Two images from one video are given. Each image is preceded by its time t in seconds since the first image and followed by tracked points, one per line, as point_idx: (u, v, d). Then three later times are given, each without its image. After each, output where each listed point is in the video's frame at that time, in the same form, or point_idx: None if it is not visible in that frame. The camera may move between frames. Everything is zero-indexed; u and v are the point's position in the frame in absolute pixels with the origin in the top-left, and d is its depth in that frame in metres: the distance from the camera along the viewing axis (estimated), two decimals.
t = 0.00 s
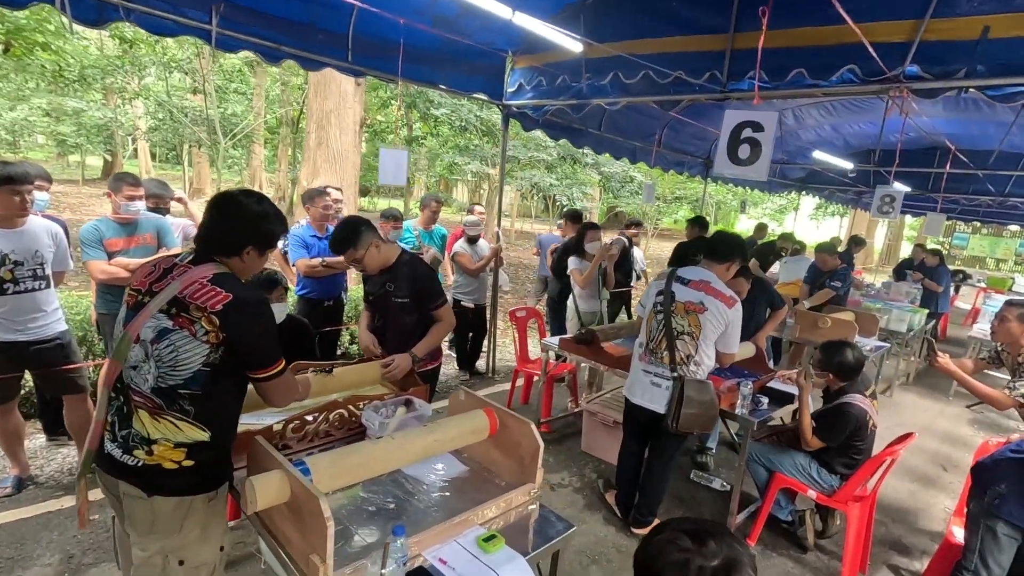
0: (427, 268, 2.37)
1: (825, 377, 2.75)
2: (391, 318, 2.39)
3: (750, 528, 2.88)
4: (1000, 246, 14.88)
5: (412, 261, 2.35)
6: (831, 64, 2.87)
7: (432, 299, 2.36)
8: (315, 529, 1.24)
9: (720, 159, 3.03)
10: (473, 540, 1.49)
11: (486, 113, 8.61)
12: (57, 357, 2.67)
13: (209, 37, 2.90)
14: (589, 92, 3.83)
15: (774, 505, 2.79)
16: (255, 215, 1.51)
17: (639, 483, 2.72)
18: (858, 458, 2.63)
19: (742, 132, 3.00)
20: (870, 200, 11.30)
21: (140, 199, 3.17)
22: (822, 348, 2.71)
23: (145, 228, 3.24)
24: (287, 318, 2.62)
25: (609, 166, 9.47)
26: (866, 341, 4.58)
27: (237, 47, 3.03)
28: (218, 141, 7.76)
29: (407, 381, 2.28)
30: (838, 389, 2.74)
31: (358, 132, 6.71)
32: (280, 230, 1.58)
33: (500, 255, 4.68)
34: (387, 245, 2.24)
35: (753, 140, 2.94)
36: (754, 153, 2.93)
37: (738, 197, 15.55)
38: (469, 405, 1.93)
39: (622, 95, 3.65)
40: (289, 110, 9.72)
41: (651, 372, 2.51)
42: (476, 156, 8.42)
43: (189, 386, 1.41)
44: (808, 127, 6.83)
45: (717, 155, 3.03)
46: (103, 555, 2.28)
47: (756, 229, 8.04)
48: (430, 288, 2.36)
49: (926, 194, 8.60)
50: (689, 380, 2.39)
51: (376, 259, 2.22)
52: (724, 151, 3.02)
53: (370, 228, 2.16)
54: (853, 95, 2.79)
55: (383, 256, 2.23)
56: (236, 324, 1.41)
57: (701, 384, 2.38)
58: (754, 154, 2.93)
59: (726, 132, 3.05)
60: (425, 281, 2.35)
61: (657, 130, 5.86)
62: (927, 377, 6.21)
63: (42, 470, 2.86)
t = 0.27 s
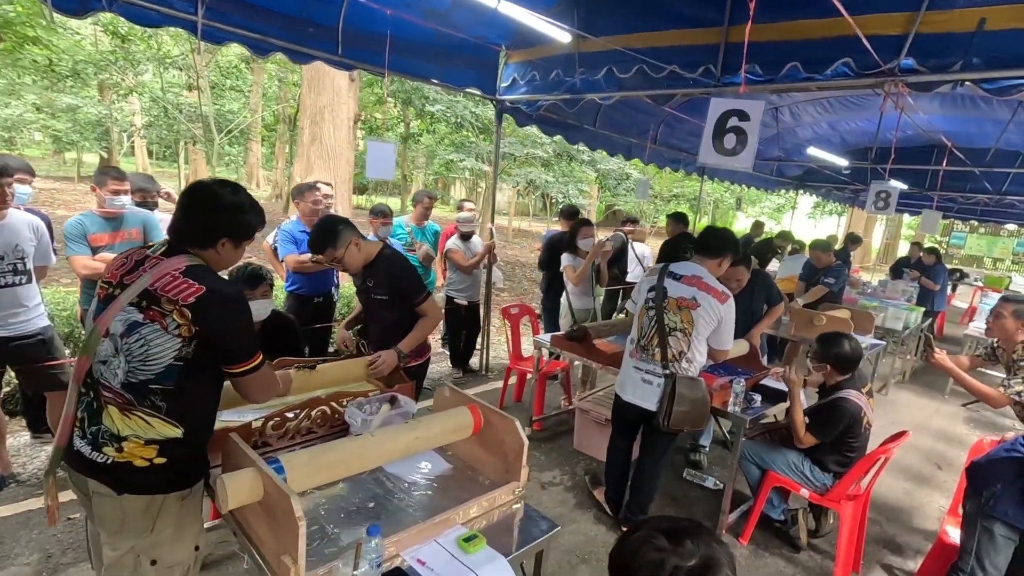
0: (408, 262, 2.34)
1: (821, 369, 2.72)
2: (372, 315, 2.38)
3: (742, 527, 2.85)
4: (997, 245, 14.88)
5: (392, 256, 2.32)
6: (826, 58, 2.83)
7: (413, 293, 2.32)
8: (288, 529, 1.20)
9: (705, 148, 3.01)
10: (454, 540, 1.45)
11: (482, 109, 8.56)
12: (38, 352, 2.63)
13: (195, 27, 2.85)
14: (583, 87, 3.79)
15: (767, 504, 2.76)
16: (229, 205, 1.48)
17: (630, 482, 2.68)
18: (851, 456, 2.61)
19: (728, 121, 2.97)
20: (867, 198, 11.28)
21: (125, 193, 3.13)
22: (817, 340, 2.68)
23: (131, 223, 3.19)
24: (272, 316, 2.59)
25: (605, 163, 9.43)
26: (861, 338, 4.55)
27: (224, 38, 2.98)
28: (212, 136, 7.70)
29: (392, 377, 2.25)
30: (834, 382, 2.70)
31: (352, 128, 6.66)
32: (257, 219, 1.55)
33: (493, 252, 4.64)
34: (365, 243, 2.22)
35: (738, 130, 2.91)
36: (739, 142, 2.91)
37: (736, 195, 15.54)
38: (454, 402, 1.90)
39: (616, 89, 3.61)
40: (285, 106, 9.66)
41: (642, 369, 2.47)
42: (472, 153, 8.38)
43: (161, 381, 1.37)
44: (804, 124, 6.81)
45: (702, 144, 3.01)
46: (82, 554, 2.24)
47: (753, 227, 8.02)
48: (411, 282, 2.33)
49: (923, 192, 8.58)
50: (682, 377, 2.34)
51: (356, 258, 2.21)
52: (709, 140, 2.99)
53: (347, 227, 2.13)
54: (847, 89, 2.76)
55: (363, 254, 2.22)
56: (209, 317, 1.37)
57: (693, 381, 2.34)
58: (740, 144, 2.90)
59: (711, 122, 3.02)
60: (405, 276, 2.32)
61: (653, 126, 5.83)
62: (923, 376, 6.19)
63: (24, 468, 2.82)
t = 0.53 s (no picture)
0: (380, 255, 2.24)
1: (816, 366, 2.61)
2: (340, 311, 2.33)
3: (730, 533, 2.75)
4: (992, 244, 14.84)
5: (364, 249, 2.23)
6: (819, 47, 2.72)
7: (383, 290, 2.22)
8: (219, 548, 1.09)
9: (681, 131, 2.88)
10: (413, 556, 1.35)
11: (473, 105, 8.44)
12: None
13: (160, 12, 2.72)
14: (570, 79, 3.67)
15: (756, 510, 2.66)
16: (171, 193, 1.36)
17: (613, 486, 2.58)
18: (844, 462, 2.50)
19: (705, 103, 2.83)
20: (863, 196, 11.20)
21: (91, 185, 3.00)
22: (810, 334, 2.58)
23: (97, 217, 3.07)
24: (240, 312, 2.47)
25: (599, 160, 9.32)
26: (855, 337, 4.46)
27: (192, 24, 2.86)
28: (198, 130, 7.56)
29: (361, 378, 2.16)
30: (835, 378, 2.57)
31: (340, 122, 6.53)
32: (203, 209, 1.43)
33: (480, 248, 4.53)
34: (334, 233, 2.12)
35: (717, 112, 2.80)
36: (718, 125, 2.79)
37: (731, 193, 15.46)
38: (422, 404, 1.78)
39: (604, 80, 3.49)
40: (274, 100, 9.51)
41: (624, 370, 2.36)
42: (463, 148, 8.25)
43: (89, 384, 1.26)
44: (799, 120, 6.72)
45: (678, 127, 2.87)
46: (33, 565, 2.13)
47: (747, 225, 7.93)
48: (381, 277, 2.23)
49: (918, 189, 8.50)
50: (665, 377, 2.24)
51: (328, 249, 2.12)
52: (687, 122, 2.85)
53: (317, 215, 2.04)
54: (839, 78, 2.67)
55: (335, 244, 2.12)
56: (143, 315, 1.26)
57: (677, 382, 2.24)
58: (719, 128, 2.79)
59: (687, 105, 2.86)
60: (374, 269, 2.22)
61: (645, 121, 5.73)
62: (917, 375, 6.11)
63: None
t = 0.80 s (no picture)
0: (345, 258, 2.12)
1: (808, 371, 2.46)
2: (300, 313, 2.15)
3: (715, 549, 2.60)
4: (991, 245, 14.71)
5: (325, 249, 2.09)
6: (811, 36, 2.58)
7: (347, 296, 2.10)
8: None
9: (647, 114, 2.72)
10: None
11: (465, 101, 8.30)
12: None
13: None
14: (554, 71, 3.53)
15: (742, 525, 2.52)
16: (78, 182, 1.21)
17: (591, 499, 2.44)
18: (836, 476, 2.35)
19: (674, 85, 2.68)
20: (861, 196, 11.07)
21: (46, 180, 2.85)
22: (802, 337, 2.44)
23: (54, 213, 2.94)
24: (193, 313, 2.32)
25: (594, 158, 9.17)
26: (850, 340, 4.32)
27: (151, 10, 2.71)
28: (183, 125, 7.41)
29: (316, 386, 2.04)
30: (829, 386, 2.40)
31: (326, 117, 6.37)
32: (116, 200, 1.27)
33: (464, 247, 4.40)
34: (291, 228, 1.98)
35: (686, 94, 2.63)
36: (687, 107, 2.62)
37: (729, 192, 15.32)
38: (374, 416, 1.63)
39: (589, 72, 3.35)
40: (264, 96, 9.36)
41: (596, 375, 2.22)
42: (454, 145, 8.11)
43: None
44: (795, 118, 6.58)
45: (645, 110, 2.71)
46: None
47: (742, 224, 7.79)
48: (345, 282, 2.10)
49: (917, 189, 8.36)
50: (637, 383, 2.11)
51: (285, 245, 1.96)
52: (654, 105, 2.69)
53: (271, 209, 1.90)
54: (833, 68, 2.53)
55: (292, 240, 1.97)
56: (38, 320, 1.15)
57: (650, 388, 2.11)
58: (687, 111, 2.62)
59: (655, 86, 2.72)
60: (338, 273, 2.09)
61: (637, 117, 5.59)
62: (914, 379, 5.98)
63: None
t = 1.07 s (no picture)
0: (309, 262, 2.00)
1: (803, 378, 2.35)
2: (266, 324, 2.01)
3: (705, 565, 2.50)
4: (996, 245, 14.53)
5: (285, 254, 1.95)
6: (809, 27, 2.46)
7: (316, 300, 1.99)
8: None
9: (618, 109, 2.59)
10: None
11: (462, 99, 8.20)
12: None
13: None
14: (544, 65, 3.42)
15: (734, 540, 2.41)
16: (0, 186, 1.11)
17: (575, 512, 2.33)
18: (831, 490, 2.24)
19: (646, 72, 2.54)
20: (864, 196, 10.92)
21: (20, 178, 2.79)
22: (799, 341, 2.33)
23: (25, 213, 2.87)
24: (157, 318, 2.20)
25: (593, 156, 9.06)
26: (850, 344, 4.20)
27: None
28: (174, 122, 7.31)
29: (286, 395, 1.91)
30: (823, 395, 2.29)
31: (317, 114, 6.27)
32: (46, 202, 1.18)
33: (454, 247, 4.29)
34: (240, 243, 1.85)
35: (657, 84, 2.50)
36: (661, 99, 2.49)
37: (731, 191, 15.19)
38: (333, 433, 1.53)
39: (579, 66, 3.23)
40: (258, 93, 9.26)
41: (569, 380, 2.16)
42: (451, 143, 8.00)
43: None
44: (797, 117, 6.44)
45: (616, 105, 2.58)
46: None
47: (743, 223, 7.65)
48: (310, 286, 1.99)
49: (922, 189, 8.22)
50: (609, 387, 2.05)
51: (233, 263, 1.83)
52: (625, 98, 2.56)
53: (215, 224, 1.79)
54: (831, 62, 2.41)
55: (241, 257, 1.83)
56: None
57: (623, 392, 2.05)
58: (660, 104, 2.49)
59: (625, 75, 2.58)
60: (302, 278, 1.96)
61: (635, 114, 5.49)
62: (917, 382, 5.86)
63: None
